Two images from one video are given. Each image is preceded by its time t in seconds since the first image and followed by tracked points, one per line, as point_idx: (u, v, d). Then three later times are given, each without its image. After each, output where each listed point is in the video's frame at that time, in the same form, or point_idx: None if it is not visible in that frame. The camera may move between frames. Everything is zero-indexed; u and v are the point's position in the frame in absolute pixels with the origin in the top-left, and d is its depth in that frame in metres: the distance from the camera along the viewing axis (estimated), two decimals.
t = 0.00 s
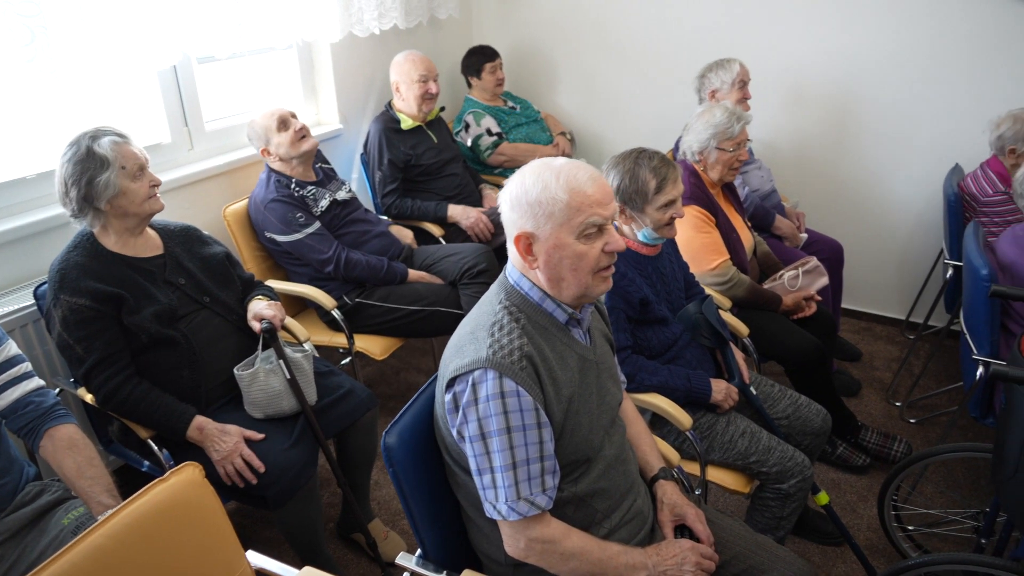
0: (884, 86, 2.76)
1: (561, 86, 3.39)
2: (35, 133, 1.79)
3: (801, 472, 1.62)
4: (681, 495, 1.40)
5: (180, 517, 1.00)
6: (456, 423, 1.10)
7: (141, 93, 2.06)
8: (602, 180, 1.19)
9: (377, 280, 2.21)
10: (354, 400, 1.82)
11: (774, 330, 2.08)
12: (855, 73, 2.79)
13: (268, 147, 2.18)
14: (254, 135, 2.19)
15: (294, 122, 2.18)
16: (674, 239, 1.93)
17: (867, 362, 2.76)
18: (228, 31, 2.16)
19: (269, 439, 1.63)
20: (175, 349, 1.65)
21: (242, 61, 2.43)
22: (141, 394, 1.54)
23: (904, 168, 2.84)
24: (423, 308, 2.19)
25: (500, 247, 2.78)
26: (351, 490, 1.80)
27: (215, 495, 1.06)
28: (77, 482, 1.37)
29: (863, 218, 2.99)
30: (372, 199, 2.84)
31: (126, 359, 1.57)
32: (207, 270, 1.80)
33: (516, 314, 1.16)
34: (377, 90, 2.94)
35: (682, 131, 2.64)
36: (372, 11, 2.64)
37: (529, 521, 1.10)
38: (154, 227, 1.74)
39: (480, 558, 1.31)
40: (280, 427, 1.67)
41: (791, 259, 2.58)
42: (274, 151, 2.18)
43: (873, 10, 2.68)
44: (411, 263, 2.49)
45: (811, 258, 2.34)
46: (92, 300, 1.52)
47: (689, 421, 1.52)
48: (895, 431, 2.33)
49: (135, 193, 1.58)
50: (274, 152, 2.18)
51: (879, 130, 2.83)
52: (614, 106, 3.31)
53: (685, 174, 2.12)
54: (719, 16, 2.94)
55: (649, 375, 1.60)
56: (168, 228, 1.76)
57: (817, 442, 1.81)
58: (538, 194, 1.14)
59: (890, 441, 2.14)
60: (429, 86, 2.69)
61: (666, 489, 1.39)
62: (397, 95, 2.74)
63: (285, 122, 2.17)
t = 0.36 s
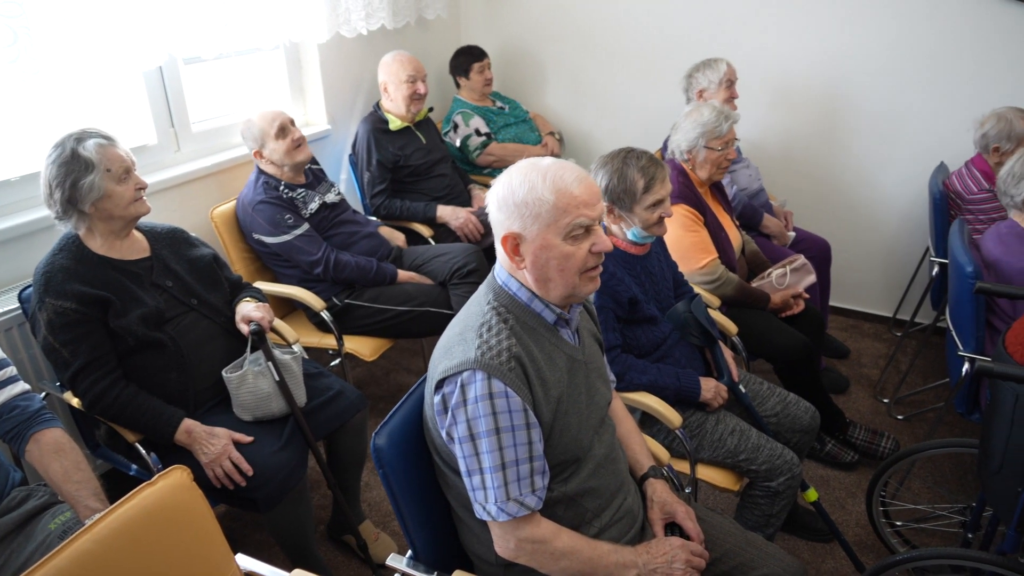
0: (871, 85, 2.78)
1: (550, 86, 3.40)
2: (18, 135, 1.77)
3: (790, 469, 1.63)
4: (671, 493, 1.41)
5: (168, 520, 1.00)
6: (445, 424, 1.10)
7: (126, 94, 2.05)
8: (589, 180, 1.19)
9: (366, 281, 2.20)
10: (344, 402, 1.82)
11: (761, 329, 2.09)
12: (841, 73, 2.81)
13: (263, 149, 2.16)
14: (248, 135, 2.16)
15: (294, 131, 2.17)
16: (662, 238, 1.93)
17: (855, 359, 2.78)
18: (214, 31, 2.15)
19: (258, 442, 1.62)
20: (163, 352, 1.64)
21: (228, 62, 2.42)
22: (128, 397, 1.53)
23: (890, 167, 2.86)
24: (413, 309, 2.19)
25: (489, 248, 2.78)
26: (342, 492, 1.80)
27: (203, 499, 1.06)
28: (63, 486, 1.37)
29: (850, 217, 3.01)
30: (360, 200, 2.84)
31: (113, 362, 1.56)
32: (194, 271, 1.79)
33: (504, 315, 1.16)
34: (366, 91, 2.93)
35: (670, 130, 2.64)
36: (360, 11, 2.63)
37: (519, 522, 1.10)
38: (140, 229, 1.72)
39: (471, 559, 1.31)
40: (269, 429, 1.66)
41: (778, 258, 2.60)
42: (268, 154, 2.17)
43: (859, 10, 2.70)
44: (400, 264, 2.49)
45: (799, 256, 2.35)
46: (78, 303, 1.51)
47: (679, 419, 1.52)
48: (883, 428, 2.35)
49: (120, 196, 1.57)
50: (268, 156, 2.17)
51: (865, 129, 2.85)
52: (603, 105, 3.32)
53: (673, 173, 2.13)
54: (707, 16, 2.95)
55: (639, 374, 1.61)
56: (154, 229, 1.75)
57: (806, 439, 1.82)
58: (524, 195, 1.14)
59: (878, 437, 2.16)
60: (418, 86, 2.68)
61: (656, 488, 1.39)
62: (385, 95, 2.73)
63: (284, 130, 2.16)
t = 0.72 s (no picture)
0: (856, 85, 2.80)
1: (537, 86, 3.40)
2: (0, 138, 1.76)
3: (779, 466, 1.64)
4: (661, 491, 1.41)
5: (155, 525, 0.99)
6: (434, 426, 1.10)
7: (110, 95, 2.03)
8: (577, 182, 1.19)
9: (354, 283, 2.19)
10: (333, 403, 1.81)
11: (749, 327, 2.11)
12: (827, 72, 2.83)
13: (265, 154, 2.14)
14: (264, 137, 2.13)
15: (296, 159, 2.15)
16: (650, 238, 1.94)
17: (842, 357, 2.80)
18: (199, 32, 2.14)
19: (246, 444, 1.61)
20: (150, 355, 1.63)
21: (214, 62, 2.41)
22: (115, 400, 1.52)
23: (876, 165, 2.89)
24: (402, 310, 2.18)
25: (478, 248, 2.78)
26: (331, 494, 1.79)
27: (191, 503, 1.05)
28: (48, 490, 1.35)
29: (837, 215, 3.03)
30: (348, 201, 2.83)
31: (100, 366, 1.54)
32: (181, 273, 1.77)
33: (492, 317, 1.16)
34: (353, 92, 2.92)
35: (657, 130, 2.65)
36: (347, 12, 2.62)
37: (508, 523, 1.10)
38: (125, 231, 1.71)
39: (461, 560, 1.31)
40: (258, 431, 1.65)
41: (765, 256, 2.61)
42: (266, 163, 2.16)
43: (844, 10, 2.72)
44: (388, 265, 2.48)
45: (786, 255, 2.37)
46: (63, 307, 1.49)
47: (668, 417, 1.53)
48: (870, 424, 2.37)
49: (104, 199, 1.55)
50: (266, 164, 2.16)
51: (851, 128, 2.87)
52: (590, 105, 3.33)
53: (660, 172, 2.13)
54: (693, 16, 2.96)
55: (628, 373, 1.61)
56: (140, 232, 1.74)
57: (794, 436, 1.83)
58: (511, 197, 1.14)
59: (865, 433, 2.17)
60: (405, 87, 2.68)
61: (645, 486, 1.40)
62: (372, 96, 2.72)
63: (288, 155, 2.13)
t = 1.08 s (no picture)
0: (841, 84, 2.82)
1: (525, 86, 3.40)
2: None
3: (767, 463, 1.65)
4: (650, 490, 1.41)
5: (142, 529, 0.98)
6: (423, 427, 1.10)
7: (94, 96, 2.01)
8: (566, 182, 1.19)
9: (342, 284, 2.19)
10: (322, 405, 1.80)
11: (736, 325, 2.12)
12: (813, 72, 2.85)
13: (258, 156, 2.13)
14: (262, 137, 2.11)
15: (288, 168, 2.13)
16: (638, 237, 1.94)
17: (829, 354, 2.82)
18: (184, 33, 2.12)
19: (234, 447, 1.60)
20: (136, 358, 1.61)
21: (199, 63, 2.39)
22: (101, 404, 1.51)
23: (862, 163, 2.91)
24: (391, 311, 2.18)
25: (467, 248, 2.78)
26: (321, 496, 1.78)
27: (179, 507, 1.04)
28: (32, 496, 1.34)
29: (823, 213, 3.05)
30: (336, 201, 2.82)
31: (85, 369, 1.53)
32: (167, 275, 1.76)
33: (481, 317, 1.16)
34: (340, 92, 2.91)
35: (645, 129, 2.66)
36: (333, 12, 2.61)
37: (497, 523, 1.10)
38: (110, 233, 1.69)
39: (451, 560, 1.31)
40: (246, 434, 1.64)
41: (752, 255, 2.62)
42: (258, 166, 2.15)
43: (828, 10, 2.74)
44: (376, 265, 2.48)
45: (773, 253, 2.38)
46: (47, 310, 1.48)
47: (657, 416, 1.54)
48: (858, 421, 2.38)
49: (73, 204, 1.52)
50: (257, 167, 2.15)
51: (837, 127, 2.89)
52: (578, 105, 3.33)
53: (648, 172, 2.14)
54: (680, 15, 2.97)
55: (617, 372, 1.61)
56: (125, 233, 1.72)
57: (782, 433, 1.84)
58: (501, 197, 1.14)
59: (852, 430, 2.19)
60: (393, 87, 2.67)
61: (634, 485, 1.40)
62: (360, 97, 2.72)
63: (280, 164, 2.12)
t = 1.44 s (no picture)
0: (825, 83, 2.84)
1: (512, 86, 3.40)
2: None
3: (755, 460, 1.66)
4: (638, 489, 1.42)
5: (127, 534, 0.98)
6: (410, 429, 1.10)
7: (76, 97, 1.99)
8: (554, 183, 1.19)
9: (329, 285, 2.18)
10: (309, 407, 1.80)
11: (723, 323, 2.13)
12: (797, 71, 2.87)
13: (240, 158, 2.12)
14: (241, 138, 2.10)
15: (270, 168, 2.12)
16: (625, 236, 1.95)
17: (816, 351, 2.84)
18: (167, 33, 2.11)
19: (221, 452, 1.58)
20: (121, 362, 1.60)
21: (182, 64, 2.37)
22: (85, 409, 1.49)
23: (846, 162, 2.93)
24: (378, 312, 2.18)
25: (454, 248, 2.78)
26: (309, 499, 1.78)
27: (164, 511, 1.03)
28: (15, 503, 1.31)
29: (809, 211, 3.07)
30: (323, 203, 2.81)
31: (69, 374, 1.52)
32: (152, 278, 1.75)
33: (467, 318, 1.15)
34: (326, 93, 2.90)
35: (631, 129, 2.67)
36: (318, 12, 2.60)
37: (486, 524, 1.10)
38: (92, 236, 1.67)
39: (440, 561, 1.31)
40: (233, 438, 1.63)
41: (739, 253, 2.64)
42: (240, 166, 2.13)
43: (812, 9, 2.76)
44: (363, 266, 2.47)
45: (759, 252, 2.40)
46: (29, 314, 1.46)
47: (645, 415, 1.54)
48: (844, 417, 2.40)
49: (38, 210, 1.50)
50: (240, 167, 2.13)
51: (822, 126, 2.91)
52: (565, 105, 3.33)
53: (634, 171, 2.15)
54: (665, 15, 2.98)
55: (604, 371, 1.62)
56: (109, 236, 1.71)
57: (769, 430, 1.86)
58: (489, 196, 1.14)
59: (839, 426, 2.21)
60: (378, 88, 2.66)
61: (622, 484, 1.41)
62: (345, 98, 2.71)
63: (262, 164, 2.10)
